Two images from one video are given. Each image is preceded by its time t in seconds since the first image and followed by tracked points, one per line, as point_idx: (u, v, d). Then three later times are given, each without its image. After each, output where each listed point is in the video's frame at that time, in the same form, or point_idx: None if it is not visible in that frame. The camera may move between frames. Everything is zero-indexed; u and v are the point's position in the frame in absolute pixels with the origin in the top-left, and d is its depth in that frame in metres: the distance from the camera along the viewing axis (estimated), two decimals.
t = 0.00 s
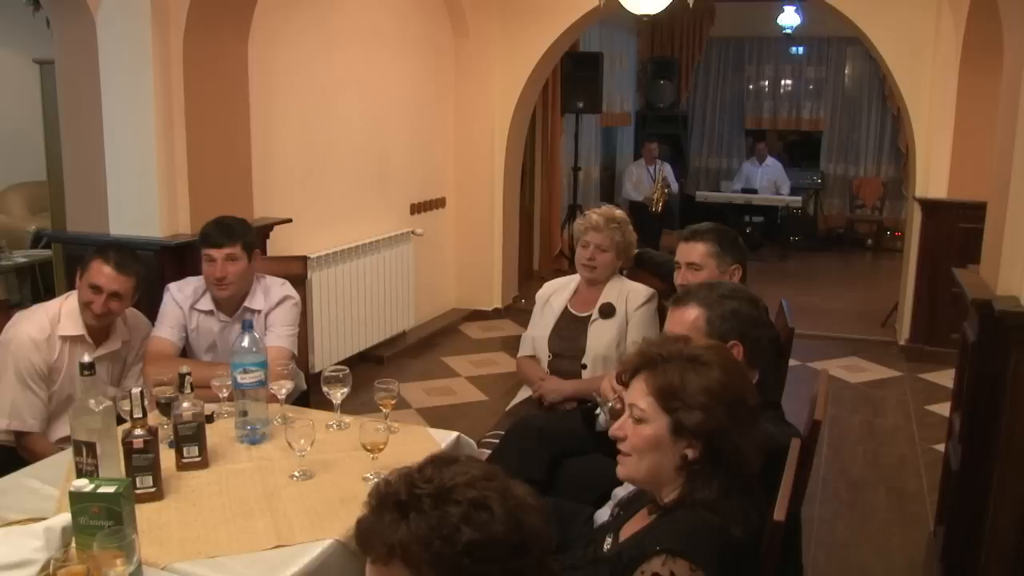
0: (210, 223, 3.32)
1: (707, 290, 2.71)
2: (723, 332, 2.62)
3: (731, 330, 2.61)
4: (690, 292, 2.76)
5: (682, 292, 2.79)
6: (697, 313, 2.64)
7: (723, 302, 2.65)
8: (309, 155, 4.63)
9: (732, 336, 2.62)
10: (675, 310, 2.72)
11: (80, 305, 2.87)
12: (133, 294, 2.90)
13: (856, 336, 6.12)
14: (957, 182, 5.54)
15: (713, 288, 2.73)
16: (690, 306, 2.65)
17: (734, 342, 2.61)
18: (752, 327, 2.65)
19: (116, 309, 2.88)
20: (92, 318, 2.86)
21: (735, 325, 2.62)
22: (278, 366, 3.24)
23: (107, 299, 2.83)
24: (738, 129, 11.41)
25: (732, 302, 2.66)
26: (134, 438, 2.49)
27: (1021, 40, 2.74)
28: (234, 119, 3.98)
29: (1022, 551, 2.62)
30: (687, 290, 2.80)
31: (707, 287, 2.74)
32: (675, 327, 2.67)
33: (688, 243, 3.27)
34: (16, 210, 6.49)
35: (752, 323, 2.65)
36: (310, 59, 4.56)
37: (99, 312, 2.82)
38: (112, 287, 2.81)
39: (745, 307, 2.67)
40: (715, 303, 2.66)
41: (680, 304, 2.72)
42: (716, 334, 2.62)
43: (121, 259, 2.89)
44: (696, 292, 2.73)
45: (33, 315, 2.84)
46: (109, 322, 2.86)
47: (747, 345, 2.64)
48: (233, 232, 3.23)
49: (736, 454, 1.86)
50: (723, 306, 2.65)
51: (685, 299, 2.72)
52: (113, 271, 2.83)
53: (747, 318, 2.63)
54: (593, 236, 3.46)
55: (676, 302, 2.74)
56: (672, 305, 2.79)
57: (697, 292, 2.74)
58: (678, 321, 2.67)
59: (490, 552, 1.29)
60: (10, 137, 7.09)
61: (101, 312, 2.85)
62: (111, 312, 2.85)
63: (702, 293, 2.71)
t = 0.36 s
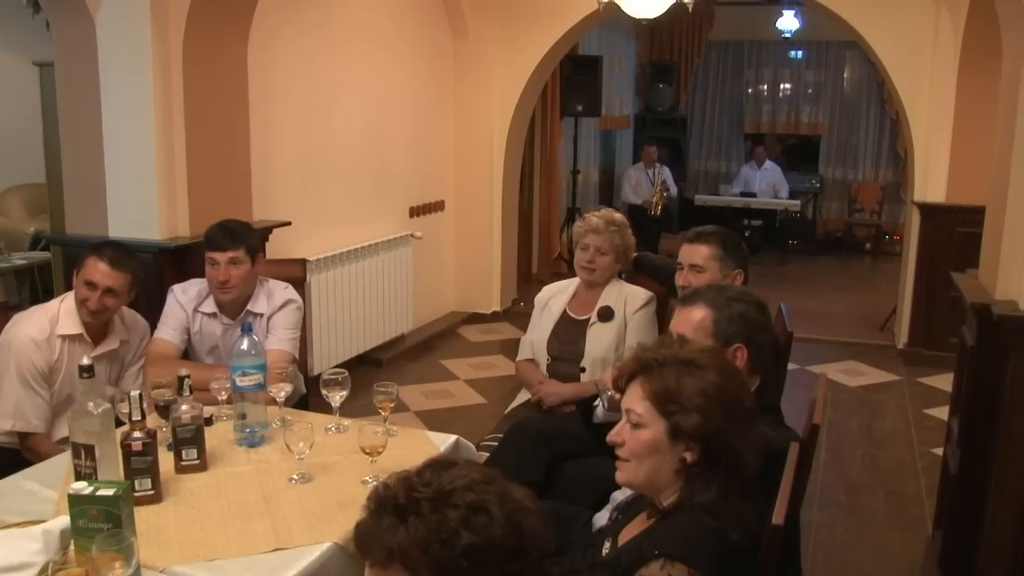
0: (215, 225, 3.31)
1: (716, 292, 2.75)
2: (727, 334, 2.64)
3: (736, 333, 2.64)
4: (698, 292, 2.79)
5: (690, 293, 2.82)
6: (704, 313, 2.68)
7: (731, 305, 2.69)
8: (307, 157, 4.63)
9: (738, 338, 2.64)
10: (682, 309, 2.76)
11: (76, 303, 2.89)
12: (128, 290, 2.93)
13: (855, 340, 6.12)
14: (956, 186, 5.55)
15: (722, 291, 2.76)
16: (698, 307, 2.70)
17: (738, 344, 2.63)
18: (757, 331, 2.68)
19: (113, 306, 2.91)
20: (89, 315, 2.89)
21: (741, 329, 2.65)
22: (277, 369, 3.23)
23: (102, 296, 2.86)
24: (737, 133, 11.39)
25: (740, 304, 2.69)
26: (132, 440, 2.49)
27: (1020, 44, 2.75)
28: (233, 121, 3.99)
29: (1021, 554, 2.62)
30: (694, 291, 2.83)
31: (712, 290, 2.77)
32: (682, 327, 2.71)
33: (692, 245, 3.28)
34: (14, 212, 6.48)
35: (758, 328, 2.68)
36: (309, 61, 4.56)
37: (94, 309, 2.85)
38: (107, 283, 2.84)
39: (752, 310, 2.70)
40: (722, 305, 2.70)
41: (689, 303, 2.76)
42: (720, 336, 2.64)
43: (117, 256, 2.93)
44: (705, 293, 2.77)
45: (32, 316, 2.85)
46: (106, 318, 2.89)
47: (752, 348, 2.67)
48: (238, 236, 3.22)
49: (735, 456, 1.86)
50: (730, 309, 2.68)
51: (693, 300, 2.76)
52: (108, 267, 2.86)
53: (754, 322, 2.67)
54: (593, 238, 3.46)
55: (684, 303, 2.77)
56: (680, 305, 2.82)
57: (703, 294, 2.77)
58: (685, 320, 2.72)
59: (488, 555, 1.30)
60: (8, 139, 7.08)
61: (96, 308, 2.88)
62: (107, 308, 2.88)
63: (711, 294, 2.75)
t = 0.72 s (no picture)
0: (201, 230, 3.31)
1: (718, 293, 2.73)
2: (728, 336, 2.63)
3: (738, 335, 2.63)
4: (701, 293, 2.77)
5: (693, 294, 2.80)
6: (705, 315, 2.66)
7: (732, 307, 2.68)
8: (306, 158, 4.61)
9: (739, 340, 2.63)
10: (684, 310, 2.74)
11: (58, 301, 2.91)
12: (108, 286, 2.96)
13: (855, 342, 6.10)
14: (956, 187, 5.54)
15: (724, 292, 2.74)
16: (699, 308, 2.68)
17: (738, 346, 2.62)
18: (759, 333, 2.67)
19: (93, 303, 2.94)
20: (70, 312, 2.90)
21: (742, 331, 2.64)
22: (274, 371, 3.21)
23: (81, 291, 2.89)
24: (737, 134, 11.37)
25: (741, 307, 2.68)
26: (129, 443, 2.46)
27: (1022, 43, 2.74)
28: (231, 122, 3.97)
29: None
30: (697, 292, 2.80)
31: (712, 292, 2.76)
32: (684, 328, 2.70)
33: (693, 246, 3.27)
34: (10, 213, 6.46)
35: (759, 330, 2.67)
36: (307, 61, 4.55)
37: (74, 305, 2.88)
38: (85, 279, 2.88)
39: (754, 313, 2.69)
40: (724, 307, 2.68)
41: (692, 304, 2.73)
42: (722, 338, 2.63)
43: (95, 253, 2.99)
44: (706, 294, 2.75)
45: (18, 317, 2.87)
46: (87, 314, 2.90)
47: (754, 349, 2.65)
48: (221, 240, 3.22)
49: (734, 458, 1.84)
50: (731, 310, 2.67)
51: (695, 301, 2.73)
52: (86, 262, 2.90)
53: (755, 324, 2.66)
54: (593, 238, 3.45)
55: (686, 303, 2.75)
56: (681, 306, 2.80)
57: (704, 295, 2.75)
58: (686, 321, 2.70)
59: (486, 560, 1.28)
60: (6, 140, 7.07)
61: (76, 305, 2.90)
62: (87, 304, 2.90)
63: (713, 295, 2.73)
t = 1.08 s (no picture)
0: (185, 232, 3.22)
1: (721, 294, 2.64)
2: (733, 339, 2.54)
3: (742, 338, 2.54)
4: (704, 294, 2.68)
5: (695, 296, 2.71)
6: (709, 317, 2.58)
7: (736, 309, 2.59)
8: (299, 158, 4.52)
9: (744, 343, 2.54)
10: (687, 311, 2.65)
11: (33, 305, 2.89)
12: (83, 287, 2.93)
13: (861, 345, 6.01)
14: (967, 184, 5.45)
15: (727, 293, 2.66)
16: (702, 310, 2.60)
17: (743, 349, 2.53)
18: (765, 336, 2.58)
19: (69, 305, 2.91)
20: (45, 315, 2.89)
21: (747, 333, 2.54)
22: (265, 376, 3.12)
23: (55, 294, 2.87)
24: (742, 131, 11.30)
25: (746, 309, 2.59)
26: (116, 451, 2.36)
27: None
28: (221, 121, 3.88)
29: None
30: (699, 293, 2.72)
31: (715, 293, 2.67)
32: (688, 330, 2.60)
33: (695, 247, 3.17)
34: None
35: (765, 333, 2.57)
36: (299, 56, 4.46)
37: (48, 308, 2.86)
38: (58, 281, 2.85)
39: (759, 315, 2.60)
40: (727, 308, 2.60)
41: (695, 306, 2.64)
42: (726, 341, 2.54)
43: (69, 253, 2.94)
44: (710, 296, 2.66)
45: None
46: (62, 316, 2.88)
47: (757, 353, 2.56)
48: (205, 242, 3.13)
49: (741, 465, 1.75)
50: (735, 312, 2.58)
51: (698, 303, 2.64)
52: (58, 264, 2.87)
53: (761, 327, 2.57)
54: (594, 238, 3.36)
55: (688, 305, 2.67)
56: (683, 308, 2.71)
57: (706, 296, 2.66)
58: (689, 323, 2.62)
59: (484, 568, 1.26)
60: None
61: (51, 307, 2.88)
62: (62, 306, 2.88)
63: (716, 297, 2.64)
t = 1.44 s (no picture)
0: (177, 232, 3.08)
1: (726, 295, 2.54)
2: (737, 341, 2.43)
3: (747, 340, 2.43)
4: (708, 294, 2.57)
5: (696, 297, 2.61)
6: (713, 318, 2.47)
7: (741, 310, 2.48)
8: (287, 156, 4.41)
9: (748, 346, 2.43)
10: (689, 313, 2.55)
11: (20, 309, 2.80)
12: (73, 293, 2.83)
13: (868, 347, 5.91)
14: (982, 181, 5.34)
15: (731, 293, 2.55)
16: (706, 311, 2.49)
17: (747, 352, 2.42)
18: (771, 339, 2.47)
19: (57, 311, 2.82)
20: (32, 320, 2.79)
21: (752, 336, 2.44)
22: (254, 381, 3.00)
23: (44, 299, 2.77)
24: (746, 126, 11.20)
25: (752, 310, 2.48)
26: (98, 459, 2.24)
27: None
28: (207, 117, 3.77)
29: None
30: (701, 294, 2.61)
31: (717, 293, 2.57)
32: (691, 332, 2.50)
33: (697, 248, 3.07)
34: None
35: (771, 336, 2.47)
36: (287, 48, 4.35)
37: (36, 313, 2.76)
38: (49, 285, 2.76)
39: (765, 317, 2.49)
40: (731, 308, 2.49)
41: (698, 306, 2.54)
42: (730, 343, 2.43)
43: (60, 257, 2.84)
44: (715, 296, 2.55)
45: None
46: (50, 322, 2.79)
47: (762, 356, 2.45)
48: (200, 244, 3.00)
49: (746, 473, 1.64)
50: (740, 313, 2.47)
51: (702, 303, 2.54)
52: (49, 268, 2.77)
53: (766, 329, 2.46)
54: (592, 238, 3.26)
55: (690, 306, 2.56)
56: (686, 309, 2.60)
57: (709, 296, 2.56)
58: (692, 324, 2.51)
59: None
60: None
61: (39, 312, 2.78)
62: (50, 312, 2.79)
63: (721, 297, 2.54)
